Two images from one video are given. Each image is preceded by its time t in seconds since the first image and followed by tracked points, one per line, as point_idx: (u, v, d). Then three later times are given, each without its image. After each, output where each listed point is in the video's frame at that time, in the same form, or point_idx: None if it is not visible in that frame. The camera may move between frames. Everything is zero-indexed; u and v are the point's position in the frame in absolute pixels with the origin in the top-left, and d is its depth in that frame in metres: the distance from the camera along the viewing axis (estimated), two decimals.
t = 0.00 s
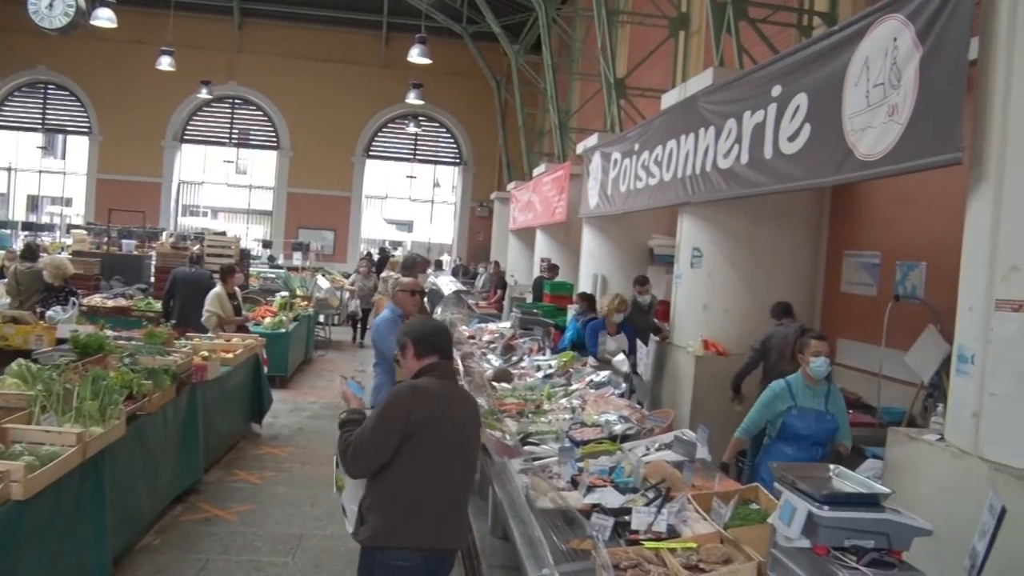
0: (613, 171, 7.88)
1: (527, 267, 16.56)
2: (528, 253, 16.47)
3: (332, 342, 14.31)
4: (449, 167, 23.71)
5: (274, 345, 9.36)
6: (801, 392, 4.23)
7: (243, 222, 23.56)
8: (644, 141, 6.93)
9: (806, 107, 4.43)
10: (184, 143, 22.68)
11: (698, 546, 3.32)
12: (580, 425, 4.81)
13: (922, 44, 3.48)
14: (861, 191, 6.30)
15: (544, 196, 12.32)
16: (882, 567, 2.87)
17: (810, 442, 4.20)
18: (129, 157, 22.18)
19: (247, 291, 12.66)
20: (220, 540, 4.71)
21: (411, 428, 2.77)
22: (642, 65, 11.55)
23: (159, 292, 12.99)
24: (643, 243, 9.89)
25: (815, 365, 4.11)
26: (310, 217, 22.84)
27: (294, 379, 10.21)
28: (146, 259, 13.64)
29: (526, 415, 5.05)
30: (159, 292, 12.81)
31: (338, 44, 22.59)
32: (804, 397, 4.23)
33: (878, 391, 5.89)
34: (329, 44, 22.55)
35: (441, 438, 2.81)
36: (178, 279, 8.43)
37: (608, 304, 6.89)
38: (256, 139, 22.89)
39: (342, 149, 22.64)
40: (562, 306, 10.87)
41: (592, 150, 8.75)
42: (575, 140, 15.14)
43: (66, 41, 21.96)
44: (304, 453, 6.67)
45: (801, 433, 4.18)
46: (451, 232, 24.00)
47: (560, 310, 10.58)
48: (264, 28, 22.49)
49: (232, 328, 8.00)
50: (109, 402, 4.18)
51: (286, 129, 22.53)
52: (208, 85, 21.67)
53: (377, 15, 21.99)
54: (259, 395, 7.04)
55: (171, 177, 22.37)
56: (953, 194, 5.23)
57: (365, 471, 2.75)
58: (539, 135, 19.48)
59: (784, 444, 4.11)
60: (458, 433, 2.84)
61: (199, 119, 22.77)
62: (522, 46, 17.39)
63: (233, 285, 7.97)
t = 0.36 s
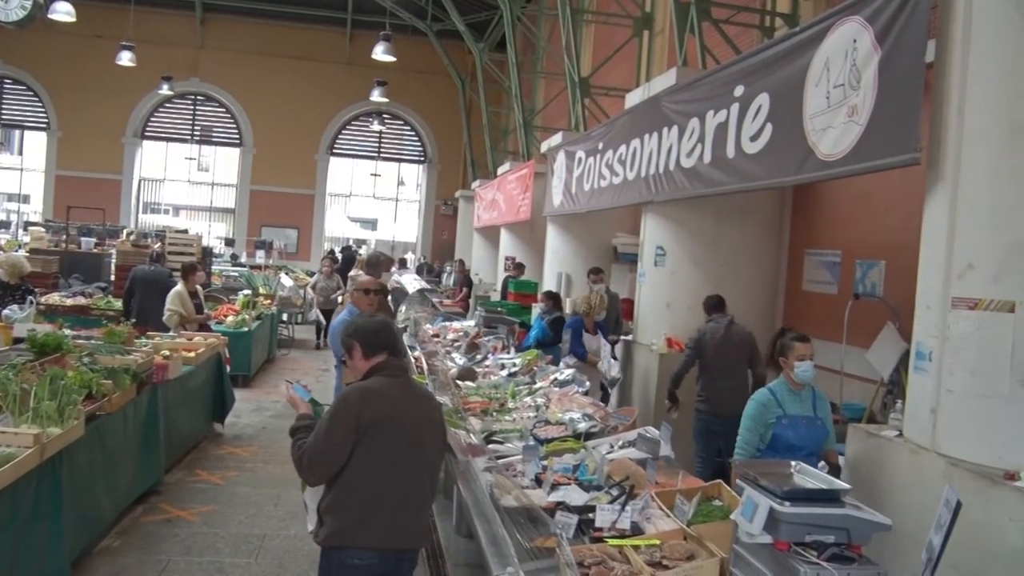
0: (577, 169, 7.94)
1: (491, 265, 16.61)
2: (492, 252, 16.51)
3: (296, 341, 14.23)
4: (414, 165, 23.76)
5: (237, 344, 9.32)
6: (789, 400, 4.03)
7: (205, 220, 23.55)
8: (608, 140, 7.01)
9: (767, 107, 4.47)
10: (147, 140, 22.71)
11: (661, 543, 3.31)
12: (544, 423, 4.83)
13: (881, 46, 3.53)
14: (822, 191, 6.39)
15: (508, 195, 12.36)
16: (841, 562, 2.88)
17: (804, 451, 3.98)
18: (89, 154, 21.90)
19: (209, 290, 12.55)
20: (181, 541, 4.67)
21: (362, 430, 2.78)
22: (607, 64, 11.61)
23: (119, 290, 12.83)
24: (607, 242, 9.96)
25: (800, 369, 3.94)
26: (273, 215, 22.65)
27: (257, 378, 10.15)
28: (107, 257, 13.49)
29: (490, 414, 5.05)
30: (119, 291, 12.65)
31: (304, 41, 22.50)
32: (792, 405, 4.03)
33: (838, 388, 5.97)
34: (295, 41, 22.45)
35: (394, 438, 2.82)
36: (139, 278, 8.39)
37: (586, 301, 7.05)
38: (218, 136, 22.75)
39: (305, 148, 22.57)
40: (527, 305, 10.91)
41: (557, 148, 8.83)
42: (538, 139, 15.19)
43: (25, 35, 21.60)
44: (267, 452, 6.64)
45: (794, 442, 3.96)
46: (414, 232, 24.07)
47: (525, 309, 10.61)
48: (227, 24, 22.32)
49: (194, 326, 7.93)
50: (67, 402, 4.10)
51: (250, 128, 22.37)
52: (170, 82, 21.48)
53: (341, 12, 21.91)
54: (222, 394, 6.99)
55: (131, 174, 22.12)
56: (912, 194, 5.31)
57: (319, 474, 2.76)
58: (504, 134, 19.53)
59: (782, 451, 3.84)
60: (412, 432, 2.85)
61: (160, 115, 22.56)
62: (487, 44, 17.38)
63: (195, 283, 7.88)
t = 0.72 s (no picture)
0: (554, 168, 7.97)
1: (469, 265, 16.62)
2: (470, 252, 16.52)
3: (273, 341, 14.19)
4: (391, 164, 23.70)
5: (214, 344, 9.29)
6: (799, 423, 3.68)
7: (181, 219, 23.28)
8: (585, 139, 7.03)
9: (744, 107, 4.49)
10: (122, 138, 22.45)
11: (638, 541, 3.31)
12: (522, 422, 4.84)
13: (856, 46, 3.55)
14: (799, 190, 6.43)
15: (485, 195, 12.38)
16: (817, 559, 2.85)
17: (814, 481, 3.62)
18: (65, 152, 21.73)
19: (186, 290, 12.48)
20: (157, 542, 4.66)
21: (332, 431, 2.78)
22: (584, 64, 11.64)
23: (95, 291, 12.73)
24: (585, 242, 9.98)
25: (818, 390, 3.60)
26: (252, 215, 22.55)
27: (233, 378, 10.11)
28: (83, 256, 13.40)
29: (468, 413, 5.05)
30: (95, 291, 12.57)
31: (284, 39, 22.45)
32: (801, 429, 3.68)
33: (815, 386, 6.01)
34: (274, 39, 22.42)
35: (365, 439, 2.82)
36: (114, 277, 8.36)
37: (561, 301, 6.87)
38: (195, 135, 22.65)
39: (282, 149, 22.57)
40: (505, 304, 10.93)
41: (534, 148, 8.87)
42: (516, 139, 15.20)
43: None
44: (244, 452, 6.62)
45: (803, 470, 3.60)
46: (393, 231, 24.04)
47: (503, 308, 10.62)
48: (202, 23, 22.30)
49: (170, 326, 7.89)
50: (42, 403, 4.06)
51: (227, 127, 22.28)
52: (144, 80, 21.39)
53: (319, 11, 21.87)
54: (199, 395, 6.97)
55: (107, 172, 21.97)
56: (887, 193, 5.36)
57: (290, 474, 2.76)
58: (483, 133, 19.54)
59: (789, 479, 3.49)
60: (383, 433, 2.86)
61: (136, 113, 22.44)
62: (465, 44, 17.32)
63: (171, 282, 7.89)
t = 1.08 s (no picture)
0: (536, 168, 7.98)
1: (451, 265, 16.61)
2: (453, 251, 16.53)
3: (254, 341, 14.15)
4: (374, 164, 23.66)
5: (195, 344, 9.25)
6: (827, 431, 3.36)
7: (162, 218, 23.22)
8: (568, 140, 7.05)
9: (726, 108, 4.51)
10: (102, 136, 22.37)
11: (620, 541, 3.33)
12: (504, 422, 4.85)
13: (837, 48, 3.57)
14: (780, 190, 6.47)
15: (467, 194, 12.40)
16: (798, 558, 2.79)
17: (845, 493, 3.29)
18: (45, 151, 21.57)
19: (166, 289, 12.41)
20: (139, 543, 4.64)
21: (312, 432, 2.78)
22: (567, 65, 11.66)
23: (75, 290, 12.65)
24: (568, 242, 10.00)
25: (853, 397, 3.30)
26: (234, 214, 22.47)
27: (215, 378, 10.07)
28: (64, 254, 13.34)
29: (450, 413, 5.06)
30: (74, 290, 12.50)
31: (268, 37, 22.38)
32: (830, 438, 3.35)
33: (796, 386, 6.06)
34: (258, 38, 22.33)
35: (345, 439, 2.81)
36: (94, 277, 8.31)
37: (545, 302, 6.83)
38: (176, 132, 22.52)
39: (264, 148, 22.48)
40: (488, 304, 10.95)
41: (517, 148, 8.89)
42: (498, 138, 15.21)
43: None
44: (226, 452, 6.60)
45: (835, 482, 3.27)
46: (374, 231, 23.99)
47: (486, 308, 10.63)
48: (185, 21, 22.20)
49: (152, 325, 7.87)
50: (21, 403, 4.01)
51: (209, 127, 22.18)
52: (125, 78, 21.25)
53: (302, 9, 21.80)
54: (181, 395, 6.94)
55: (87, 171, 21.83)
56: (868, 193, 5.39)
57: (270, 476, 2.75)
58: (466, 132, 19.53)
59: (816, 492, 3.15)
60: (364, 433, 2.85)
61: (116, 111, 22.33)
62: (448, 43, 17.26)
63: (152, 282, 7.87)
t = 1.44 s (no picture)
0: (525, 169, 7.99)
1: (440, 265, 16.60)
2: (441, 252, 16.53)
3: (243, 342, 14.14)
4: (363, 164, 23.64)
5: (184, 345, 9.23)
6: (880, 458, 3.03)
7: (150, 219, 23.09)
8: (557, 141, 7.06)
9: (714, 109, 4.52)
10: (89, 136, 22.25)
11: (609, 541, 3.33)
12: (493, 423, 4.86)
13: (824, 50, 3.58)
14: (769, 191, 6.49)
15: (456, 195, 12.42)
16: (786, 557, 2.77)
17: (904, 524, 3.01)
18: (33, 150, 21.48)
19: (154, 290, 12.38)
20: (127, 545, 4.63)
21: (301, 432, 2.77)
22: (556, 66, 11.67)
23: (62, 291, 12.61)
24: (556, 243, 10.01)
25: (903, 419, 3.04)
26: (223, 214, 22.43)
27: (203, 379, 10.05)
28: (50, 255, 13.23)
29: (439, 414, 5.06)
30: (62, 291, 12.46)
31: (259, 37, 22.35)
32: (884, 465, 3.03)
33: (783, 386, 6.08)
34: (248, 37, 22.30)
35: (333, 439, 2.81)
36: (82, 277, 8.29)
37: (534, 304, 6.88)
38: (164, 132, 22.47)
39: (253, 148, 22.43)
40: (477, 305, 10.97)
41: (506, 148, 8.90)
42: (488, 139, 15.21)
43: None
44: (214, 454, 6.59)
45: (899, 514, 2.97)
46: (363, 232, 23.95)
47: (474, 309, 10.63)
48: (175, 20, 22.16)
49: (139, 326, 7.91)
50: (8, 405, 3.98)
51: (197, 126, 22.11)
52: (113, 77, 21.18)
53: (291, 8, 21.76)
54: (169, 397, 6.93)
55: (75, 172, 21.74)
56: (856, 193, 5.42)
57: (258, 476, 2.74)
58: (455, 133, 19.52)
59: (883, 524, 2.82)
60: (352, 433, 2.85)
61: (105, 111, 22.26)
62: (437, 44, 17.18)
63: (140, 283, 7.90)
